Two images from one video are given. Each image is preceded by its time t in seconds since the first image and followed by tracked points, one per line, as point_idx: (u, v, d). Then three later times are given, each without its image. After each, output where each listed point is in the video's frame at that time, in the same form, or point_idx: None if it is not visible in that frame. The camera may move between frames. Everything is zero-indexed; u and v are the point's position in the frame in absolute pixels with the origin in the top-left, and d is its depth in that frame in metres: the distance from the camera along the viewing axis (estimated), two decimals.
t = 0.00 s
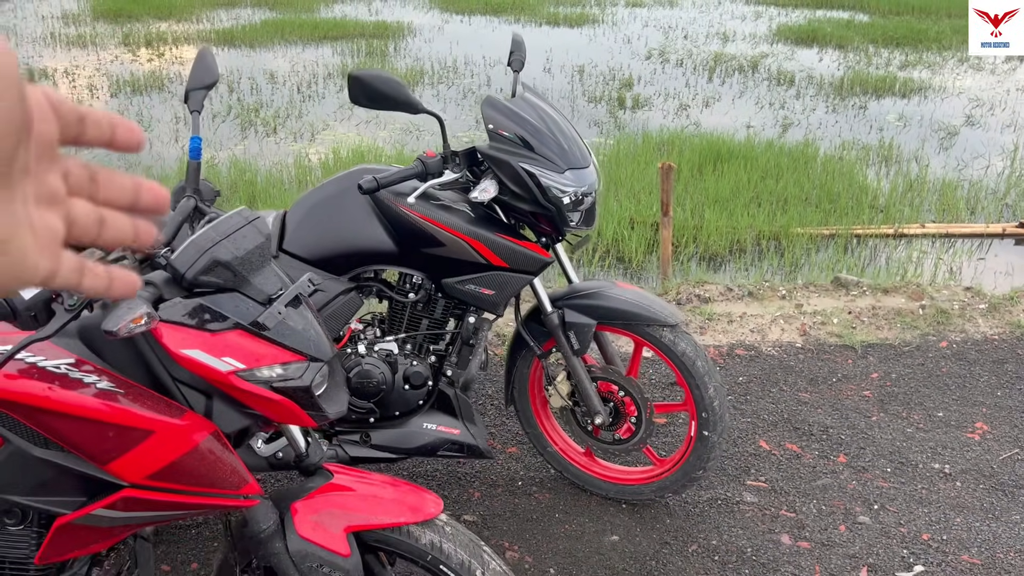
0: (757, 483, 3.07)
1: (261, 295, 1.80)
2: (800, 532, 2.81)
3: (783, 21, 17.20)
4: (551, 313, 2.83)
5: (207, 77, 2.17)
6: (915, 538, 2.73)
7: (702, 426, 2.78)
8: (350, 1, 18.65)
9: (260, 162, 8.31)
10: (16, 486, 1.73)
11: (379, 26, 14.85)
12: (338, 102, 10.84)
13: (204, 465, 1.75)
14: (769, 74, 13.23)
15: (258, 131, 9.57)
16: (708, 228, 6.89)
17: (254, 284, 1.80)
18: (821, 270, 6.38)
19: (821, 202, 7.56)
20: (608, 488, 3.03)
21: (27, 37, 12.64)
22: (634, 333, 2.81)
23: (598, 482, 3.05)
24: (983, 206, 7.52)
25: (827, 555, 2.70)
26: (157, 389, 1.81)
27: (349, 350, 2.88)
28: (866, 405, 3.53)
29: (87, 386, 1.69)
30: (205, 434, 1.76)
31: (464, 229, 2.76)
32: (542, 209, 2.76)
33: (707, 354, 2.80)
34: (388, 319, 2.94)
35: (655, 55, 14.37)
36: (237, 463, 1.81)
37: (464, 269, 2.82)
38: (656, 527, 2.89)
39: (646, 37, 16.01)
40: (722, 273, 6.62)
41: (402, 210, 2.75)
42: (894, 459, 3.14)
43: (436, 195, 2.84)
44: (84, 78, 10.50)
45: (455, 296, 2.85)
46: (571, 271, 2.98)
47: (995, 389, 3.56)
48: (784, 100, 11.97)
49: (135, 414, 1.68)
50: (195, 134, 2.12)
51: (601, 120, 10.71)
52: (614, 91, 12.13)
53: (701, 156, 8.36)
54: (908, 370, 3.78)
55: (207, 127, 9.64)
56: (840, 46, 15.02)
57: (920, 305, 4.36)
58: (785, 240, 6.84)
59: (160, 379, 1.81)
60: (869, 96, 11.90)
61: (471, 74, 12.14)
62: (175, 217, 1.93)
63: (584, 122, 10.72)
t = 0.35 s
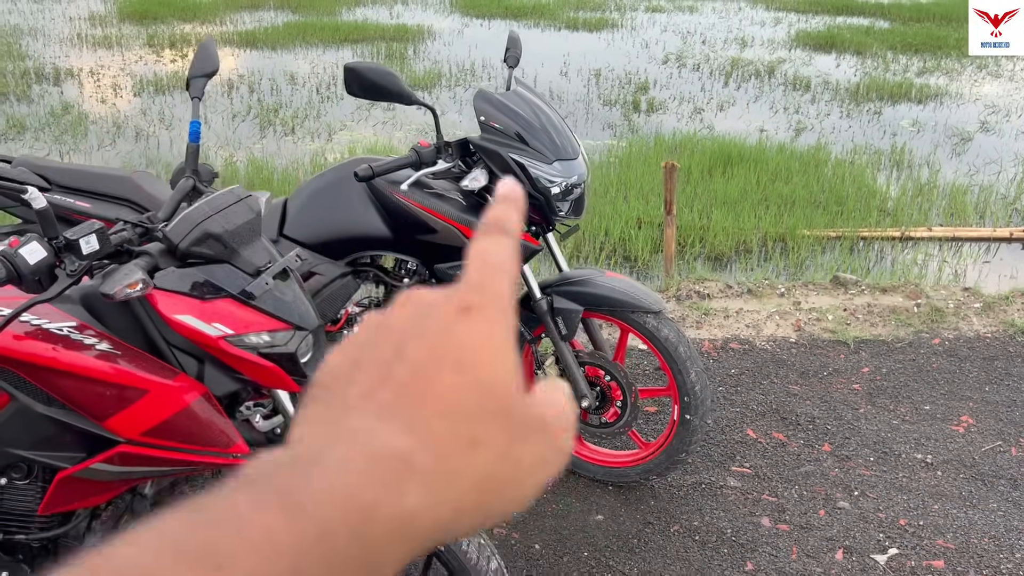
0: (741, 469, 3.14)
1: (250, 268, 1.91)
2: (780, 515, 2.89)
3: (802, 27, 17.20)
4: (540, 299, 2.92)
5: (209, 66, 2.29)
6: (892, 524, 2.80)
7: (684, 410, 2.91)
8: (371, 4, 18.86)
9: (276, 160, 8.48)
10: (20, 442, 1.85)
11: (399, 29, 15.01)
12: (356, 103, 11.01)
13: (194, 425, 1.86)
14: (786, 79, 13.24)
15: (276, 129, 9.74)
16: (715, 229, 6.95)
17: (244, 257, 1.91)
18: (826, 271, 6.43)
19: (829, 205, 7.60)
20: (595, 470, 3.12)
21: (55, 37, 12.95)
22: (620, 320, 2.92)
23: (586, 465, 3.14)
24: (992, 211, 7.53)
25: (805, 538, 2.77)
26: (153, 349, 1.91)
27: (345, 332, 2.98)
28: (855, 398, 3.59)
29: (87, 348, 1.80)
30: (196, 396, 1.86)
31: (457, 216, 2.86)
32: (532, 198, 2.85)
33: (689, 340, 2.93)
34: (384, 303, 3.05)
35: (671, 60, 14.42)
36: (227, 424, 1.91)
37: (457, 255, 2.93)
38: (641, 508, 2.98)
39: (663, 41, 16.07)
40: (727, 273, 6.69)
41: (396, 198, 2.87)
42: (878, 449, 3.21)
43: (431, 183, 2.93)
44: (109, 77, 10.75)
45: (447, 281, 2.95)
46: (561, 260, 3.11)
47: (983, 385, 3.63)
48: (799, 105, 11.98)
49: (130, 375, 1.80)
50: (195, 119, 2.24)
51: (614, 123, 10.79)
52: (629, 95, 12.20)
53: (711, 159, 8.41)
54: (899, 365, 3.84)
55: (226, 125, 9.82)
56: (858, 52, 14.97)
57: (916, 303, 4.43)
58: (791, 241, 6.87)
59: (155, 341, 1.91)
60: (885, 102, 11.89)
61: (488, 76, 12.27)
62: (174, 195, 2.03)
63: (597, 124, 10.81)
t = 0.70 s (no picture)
0: (745, 461, 3.27)
1: (264, 250, 1.96)
2: (781, 505, 3.00)
3: (822, 30, 17.17)
4: (547, 291, 3.02)
5: (229, 59, 2.39)
6: (892, 516, 2.90)
7: (688, 400, 2.98)
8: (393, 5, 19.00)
9: (298, 158, 8.60)
10: (48, 413, 1.97)
11: (421, 31, 15.12)
12: (376, 103, 11.13)
13: (210, 400, 1.94)
14: (806, 83, 13.21)
15: (297, 128, 9.88)
16: (731, 230, 6.97)
17: (259, 239, 1.96)
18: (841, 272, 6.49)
19: (845, 208, 7.61)
20: (602, 460, 3.24)
21: (83, 36, 13.19)
22: (625, 311, 3.00)
23: (593, 454, 3.24)
24: (1009, 215, 7.55)
25: (806, 528, 2.88)
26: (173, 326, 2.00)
27: (358, 319, 3.07)
28: (860, 395, 3.68)
29: (111, 324, 1.89)
30: (213, 372, 1.94)
31: (467, 209, 2.94)
32: (541, 191, 2.92)
33: (693, 332, 3.00)
34: (397, 292, 3.12)
35: (692, 63, 14.45)
36: (242, 399, 1.99)
37: (467, 246, 3.00)
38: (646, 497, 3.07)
39: (683, 44, 16.11)
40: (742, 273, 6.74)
41: (409, 190, 2.95)
42: (881, 445, 3.32)
43: (443, 176, 3.01)
44: (135, 76, 10.94)
45: (457, 271, 3.03)
46: (569, 253, 3.21)
47: (990, 383, 3.74)
48: (818, 108, 11.95)
49: (151, 349, 1.89)
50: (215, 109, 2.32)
51: (633, 124, 10.82)
52: (649, 96, 12.23)
53: (728, 160, 8.43)
54: (905, 363, 3.94)
55: (249, 123, 9.98)
56: (880, 56, 14.81)
57: (925, 303, 4.55)
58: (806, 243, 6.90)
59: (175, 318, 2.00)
60: (906, 106, 11.83)
61: (507, 77, 12.40)
62: (194, 181, 2.12)
63: (615, 125, 10.85)
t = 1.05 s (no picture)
0: (754, 462, 3.32)
1: (278, 245, 2.00)
2: (788, 506, 3.06)
3: (844, 35, 17.12)
4: (558, 290, 3.06)
5: (248, 59, 2.44)
6: (900, 519, 2.98)
7: (696, 400, 3.00)
8: (415, 5, 19.09)
9: (318, 157, 8.69)
10: (66, 400, 2.01)
11: (442, 32, 15.19)
12: (397, 104, 11.22)
13: (223, 390, 1.97)
14: (827, 87, 13.14)
15: (318, 127, 9.98)
16: (747, 233, 6.96)
17: (273, 235, 2.00)
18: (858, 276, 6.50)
19: (863, 213, 7.57)
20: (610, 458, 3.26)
21: (109, 35, 13.37)
22: (635, 311, 3.03)
23: (601, 452, 3.28)
24: None
25: (813, 529, 2.94)
26: (189, 317, 2.05)
27: (372, 316, 3.11)
28: (872, 398, 3.78)
29: (129, 314, 1.94)
30: (226, 362, 1.97)
31: (480, 208, 2.98)
32: (553, 192, 2.95)
33: (702, 333, 3.02)
34: (410, 289, 3.17)
35: (712, 66, 14.44)
36: (254, 389, 2.02)
37: (478, 245, 3.04)
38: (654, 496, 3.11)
39: (703, 46, 16.11)
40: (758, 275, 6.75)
41: (423, 188, 2.99)
42: (891, 449, 3.39)
43: (457, 175, 3.05)
44: (160, 75, 11.10)
45: (469, 269, 3.06)
46: (581, 253, 3.24)
47: (1003, 390, 3.83)
48: (839, 112, 11.89)
49: (167, 339, 1.93)
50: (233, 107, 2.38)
51: (652, 127, 10.82)
52: (668, 99, 12.22)
53: (746, 164, 8.42)
54: (918, 367, 4.04)
55: (270, 122, 10.10)
56: (903, 61, 14.65)
57: (939, 309, 4.64)
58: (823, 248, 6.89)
59: (190, 310, 2.04)
60: (927, 112, 11.76)
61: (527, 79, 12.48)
62: (213, 177, 2.17)
63: (634, 128, 10.85)
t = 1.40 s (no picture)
0: (769, 461, 3.31)
1: (296, 238, 2.03)
2: (802, 506, 3.06)
3: (866, 35, 16.99)
4: (574, 287, 3.08)
5: (268, 54, 2.47)
6: (915, 520, 2.97)
7: (711, 398, 3.00)
8: (435, 3, 19.14)
9: (337, 154, 8.73)
10: (86, 388, 2.04)
11: (462, 30, 15.20)
12: (416, 101, 11.25)
13: (242, 380, 2.00)
14: (848, 88, 13.01)
15: (338, 124, 10.04)
16: (766, 233, 6.93)
17: (292, 227, 2.03)
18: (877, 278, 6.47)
19: (883, 214, 7.51)
20: (624, 455, 3.26)
21: (132, 32, 13.51)
22: (651, 308, 3.04)
23: (615, 449, 3.28)
24: None
25: (827, 528, 2.94)
26: (207, 308, 2.08)
27: (388, 310, 3.13)
28: (888, 399, 3.77)
29: (149, 304, 1.97)
30: (244, 353, 2.00)
31: (496, 204, 2.99)
32: (569, 188, 2.96)
33: (717, 331, 3.02)
34: (427, 284, 3.18)
35: (733, 66, 14.37)
36: (271, 381, 2.05)
37: (494, 240, 3.05)
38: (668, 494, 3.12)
39: (723, 45, 16.03)
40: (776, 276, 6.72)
41: (440, 184, 3.00)
42: (907, 450, 3.39)
43: (474, 171, 3.07)
44: (182, 71, 11.21)
45: (485, 265, 3.07)
46: (597, 250, 3.24)
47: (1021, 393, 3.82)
48: (860, 113, 11.78)
49: (187, 329, 1.95)
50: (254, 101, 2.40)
51: (671, 126, 10.78)
52: (687, 99, 12.18)
53: (766, 164, 8.37)
54: (936, 369, 4.03)
55: (291, 119, 10.17)
56: (926, 62, 14.54)
57: (958, 312, 4.64)
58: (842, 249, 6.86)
59: (209, 301, 2.07)
60: (949, 113, 11.65)
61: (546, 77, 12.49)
62: (233, 171, 2.20)
63: (653, 127, 10.81)
